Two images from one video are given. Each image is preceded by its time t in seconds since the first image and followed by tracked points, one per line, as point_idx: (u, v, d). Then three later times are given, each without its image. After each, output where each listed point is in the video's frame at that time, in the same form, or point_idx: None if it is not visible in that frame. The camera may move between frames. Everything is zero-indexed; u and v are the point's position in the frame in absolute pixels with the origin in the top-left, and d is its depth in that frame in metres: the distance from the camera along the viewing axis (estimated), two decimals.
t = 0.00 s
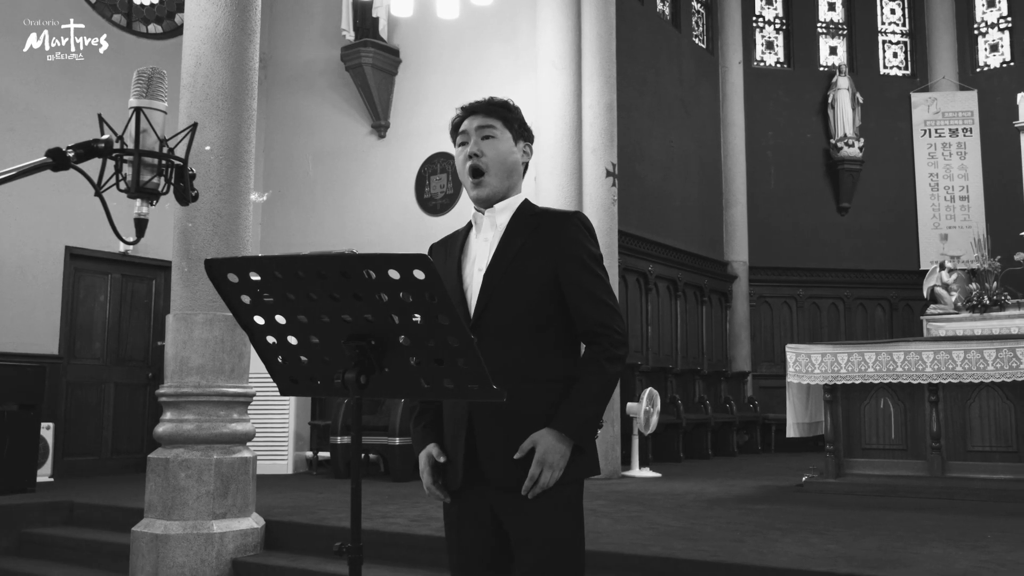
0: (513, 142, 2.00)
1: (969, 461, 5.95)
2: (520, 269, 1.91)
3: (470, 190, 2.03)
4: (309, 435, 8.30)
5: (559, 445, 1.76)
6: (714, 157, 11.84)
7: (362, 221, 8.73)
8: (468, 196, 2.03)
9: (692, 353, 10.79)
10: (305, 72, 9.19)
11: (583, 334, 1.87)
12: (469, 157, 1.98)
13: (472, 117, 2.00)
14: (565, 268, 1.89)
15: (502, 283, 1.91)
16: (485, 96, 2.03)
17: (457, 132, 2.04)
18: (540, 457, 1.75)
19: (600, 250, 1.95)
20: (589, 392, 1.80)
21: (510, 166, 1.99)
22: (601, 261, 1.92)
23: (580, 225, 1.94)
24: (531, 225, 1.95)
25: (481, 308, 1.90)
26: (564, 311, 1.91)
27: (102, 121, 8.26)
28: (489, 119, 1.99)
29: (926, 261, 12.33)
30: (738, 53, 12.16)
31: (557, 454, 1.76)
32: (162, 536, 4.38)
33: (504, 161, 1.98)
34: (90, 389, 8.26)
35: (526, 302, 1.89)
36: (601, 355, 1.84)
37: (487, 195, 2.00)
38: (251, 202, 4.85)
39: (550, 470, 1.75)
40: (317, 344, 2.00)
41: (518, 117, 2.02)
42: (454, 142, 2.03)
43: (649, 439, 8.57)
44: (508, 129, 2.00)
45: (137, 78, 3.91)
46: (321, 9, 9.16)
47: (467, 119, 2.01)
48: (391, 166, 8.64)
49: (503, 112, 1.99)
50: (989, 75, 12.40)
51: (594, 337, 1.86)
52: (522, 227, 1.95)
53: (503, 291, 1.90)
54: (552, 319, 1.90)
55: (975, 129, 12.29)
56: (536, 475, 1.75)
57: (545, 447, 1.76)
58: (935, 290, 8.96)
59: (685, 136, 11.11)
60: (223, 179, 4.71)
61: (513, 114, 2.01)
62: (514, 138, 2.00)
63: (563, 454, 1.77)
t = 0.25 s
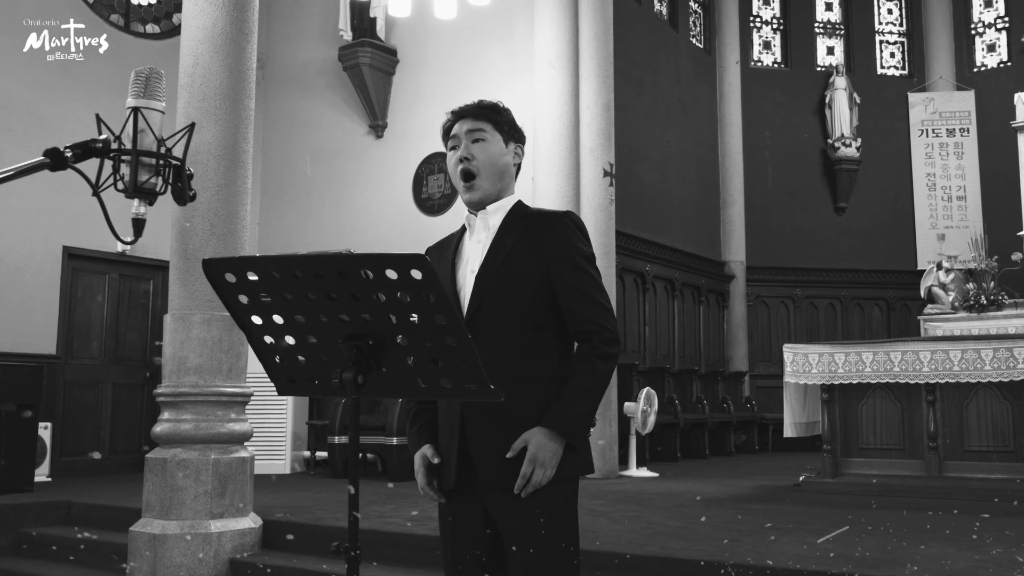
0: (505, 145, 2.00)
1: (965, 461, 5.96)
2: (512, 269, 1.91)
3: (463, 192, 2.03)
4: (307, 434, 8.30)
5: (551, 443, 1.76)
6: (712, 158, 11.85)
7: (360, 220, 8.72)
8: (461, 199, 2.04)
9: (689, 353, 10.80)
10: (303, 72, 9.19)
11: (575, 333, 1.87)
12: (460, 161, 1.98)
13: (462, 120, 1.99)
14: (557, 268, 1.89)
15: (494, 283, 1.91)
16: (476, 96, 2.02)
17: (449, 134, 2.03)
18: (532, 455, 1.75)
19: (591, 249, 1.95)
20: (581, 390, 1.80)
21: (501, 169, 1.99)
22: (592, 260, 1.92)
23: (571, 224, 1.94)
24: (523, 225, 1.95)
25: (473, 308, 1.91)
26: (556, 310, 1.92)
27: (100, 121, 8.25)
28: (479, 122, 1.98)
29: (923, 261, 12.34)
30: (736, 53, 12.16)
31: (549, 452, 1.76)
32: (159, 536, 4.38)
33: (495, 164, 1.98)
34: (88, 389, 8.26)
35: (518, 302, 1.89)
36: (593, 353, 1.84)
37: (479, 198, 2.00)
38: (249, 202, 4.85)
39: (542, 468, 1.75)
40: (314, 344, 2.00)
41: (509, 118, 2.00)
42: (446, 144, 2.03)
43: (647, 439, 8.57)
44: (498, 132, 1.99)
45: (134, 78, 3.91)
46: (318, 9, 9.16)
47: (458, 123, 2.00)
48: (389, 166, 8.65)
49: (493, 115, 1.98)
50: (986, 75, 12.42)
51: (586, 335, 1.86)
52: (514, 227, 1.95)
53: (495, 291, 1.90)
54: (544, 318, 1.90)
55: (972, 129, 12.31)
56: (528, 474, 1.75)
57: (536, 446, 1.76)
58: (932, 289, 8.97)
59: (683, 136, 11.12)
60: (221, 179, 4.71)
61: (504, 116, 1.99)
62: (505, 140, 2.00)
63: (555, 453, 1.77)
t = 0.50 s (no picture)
0: (500, 145, 1.99)
1: (962, 460, 5.96)
2: (509, 269, 1.91)
3: (459, 194, 2.03)
4: (304, 434, 8.30)
5: (545, 445, 1.76)
6: (709, 158, 11.85)
7: (357, 220, 8.72)
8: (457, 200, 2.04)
9: (686, 352, 10.80)
10: (300, 73, 9.18)
11: (571, 334, 1.87)
12: (456, 163, 1.98)
13: (457, 122, 1.98)
14: (554, 268, 1.89)
15: (491, 283, 1.91)
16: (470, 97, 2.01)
17: (443, 135, 2.02)
18: (527, 457, 1.75)
19: (588, 250, 1.95)
20: (576, 390, 1.79)
21: (498, 170, 1.99)
22: (590, 261, 1.92)
23: (568, 225, 1.94)
24: (520, 226, 1.95)
25: (470, 309, 1.91)
26: (553, 311, 1.92)
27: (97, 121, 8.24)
28: (474, 124, 1.97)
29: (920, 261, 12.36)
30: (733, 53, 12.17)
31: (544, 454, 1.75)
32: (157, 536, 4.37)
33: (491, 165, 1.98)
34: (85, 389, 8.25)
35: (514, 302, 1.89)
36: (589, 354, 1.83)
37: (475, 200, 2.00)
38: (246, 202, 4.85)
39: (537, 470, 1.75)
40: (312, 343, 2.00)
41: (504, 119, 1.99)
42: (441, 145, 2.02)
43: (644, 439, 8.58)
44: (494, 133, 1.98)
45: (132, 78, 3.91)
46: (316, 9, 9.16)
47: (452, 124, 1.99)
48: (386, 166, 8.65)
49: (488, 116, 1.97)
50: (983, 75, 12.44)
51: (582, 336, 1.86)
52: (511, 227, 1.96)
53: (492, 291, 1.91)
54: (541, 319, 1.90)
55: (969, 129, 12.33)
56: (523, 475, 1.74)
57: (531, 447, 1.75)
58: (929, 289, 8.98)
59: (680, 136, 11.13)
60: (218, 179, 4.71)
61: (499, 117, 1.98)
62: (500, 141, 1.99)
63: (550, 455, 1.76)
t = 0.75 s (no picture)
0: (509, 143, 1.99)
1: (960, 460, 5.97)
2: (515, 269, 1.91)
3: (466, 193, 2.02)
4: (302, 434, 8.29)
5: (549, 449, 1.75)
6: (707, 158, 11.87)
7: (355, 220, 8.72)
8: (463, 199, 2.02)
9: (684, 352, 10.81)
10: (298, 73, 9.18)
11: (576, 336, 1.87)
12: (465, 160, 1.97)
13: (466, 118, 1.98)
14: (560, 270, 1.88)
15: (497, 283, 1.90)
16: (479, 94, 2.02)
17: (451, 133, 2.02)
18: (531, 460, 1.74)
19: (595, 253, 1.95)
20: (579, 394, 1.79)
21: (506, 169, 1.98)
22: (596, 264, 1.92)
23: (576, 227, 1.94)
24: (526, 226, 1.95)
25: (475, 309, 1.90)
26: (558, 312, 1.91)
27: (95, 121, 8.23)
28: (484, 120, 1.98)
29: (917, 260, 12.37)
30: (730, 53, 12.19)
31: (548, 458, 1.75)
32: (154, 535, 4.37)
33: (500, 164, 1.97)
34: (83, 388, 8.24)
35: (520, 303, 1.89)
36: (594, 358, 1.83)
37: (483, 197, 1.99)
38: (244, 202, 4.85)
39: (540, 474, 1.74)
40: (310, 344, 2.00)
41: (513, 116, 2.00)
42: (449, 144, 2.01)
43: (641, 438, 8.58)
44: (503, 130, 1.99)
45: (130, 78, 3.90)
46: (313, 9, 9.15)
47: (462, 120, 2.00)
48: (384, 166, 8.64)
49: (497, 113, 1.98)
50: (980, 75, 12.45)
51: (587, 339, 1.85)
52: (518, 228, 1.95)
53: (498, 290, 1.90)
54: (546, 321, 1.89)
55: (966, 129, 12.34)
56: (526, 479, 1.74)
57: (535, 451, 1.74)
58: (927, 289, 8.99)
59: (677, 136, 11.13)
60: (216, 179, 4.70)
61: (508, 114, 1.99)
62: (510, 139, 1.99)
63: (554, 459, 1.76)
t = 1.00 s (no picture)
0: (519, 142, 1.94)
1: (957, 460, 5.98)
2: (521, 268, 1.88)
3: (473, 191, 1.97)
4: (300, 434, 8.30)
5: (555, 451, 1.73)
6: (704, 158, 11.88)
7: (353, 220, 8.71)
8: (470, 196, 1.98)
9: (681, 352, 10.82)
10: (296, 73, 9.18)
11: (582, 337, 1.85)
12: (474, 159, 1.91)
13: (475, 115, 1.92)
14: (566, 270, 1.86)
15: (503, 282, 1.87)
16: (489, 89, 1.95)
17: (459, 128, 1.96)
18: (536, 462, 1.72)
19: (602, 252, 1.92)
20: (584, 397, 1.78)
21: (516, 169, 1.94)
22: (603, 264, 1.90)
23: (582, 226, 1.92)
24: (533, 225, 1.92)
25: (480, 309, 1.87)
26: (563, 312, 1.89)
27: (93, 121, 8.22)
28: (494, 118, 1.92)
29: (914, 261, 12.39)
30: (727, 53, 12.20)
31: (553, 460, 1.73)
32: (152, 535, 4.37)
33: (510, 164, 1.93)
34: (81, 388, 8.23)
35: (525, 303, 1.86)
36: (599, 360, 1.82)
37: (490, 196, 1.94)
38: (241, 203, 4.84)
39: (545, 476, 1.72)
40: (307, 344, 2.00)
41: (524, 114, 1.95)
42: (457, 139, 1.96)
43: (639, 438, 8.58)
44: (513, 128, 1.93)
45: (128, 78, 3.90)
46: (311, 9, 9.14)
47: (470, 116, 1.94)
48: (382, 166, 8.64)
49: (508, 111, 1.92)
50: (977, 75, 12.47)
51: (593, 341, 1.83)
52: (524, 226, 1.92)
53: (503, 290, 1.87)
54: (552, 321, 1.87)
55: (963, 129, 12.36)
56: (531, 481, 1.72)
57: (540, 453, 1.73)
58: (924, 289, 9.01)
59: (675, 136, 11.15)
60: (214, 179, 4.70)
61: (519, 112, 1.93)
62: (520, 137, 1.94)
63: (559, 461, 1.74)
